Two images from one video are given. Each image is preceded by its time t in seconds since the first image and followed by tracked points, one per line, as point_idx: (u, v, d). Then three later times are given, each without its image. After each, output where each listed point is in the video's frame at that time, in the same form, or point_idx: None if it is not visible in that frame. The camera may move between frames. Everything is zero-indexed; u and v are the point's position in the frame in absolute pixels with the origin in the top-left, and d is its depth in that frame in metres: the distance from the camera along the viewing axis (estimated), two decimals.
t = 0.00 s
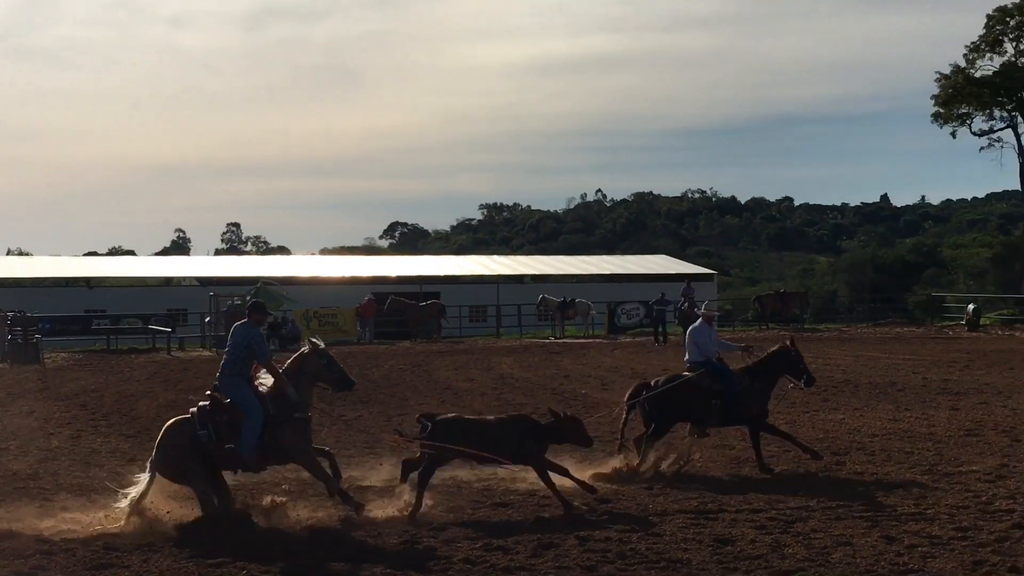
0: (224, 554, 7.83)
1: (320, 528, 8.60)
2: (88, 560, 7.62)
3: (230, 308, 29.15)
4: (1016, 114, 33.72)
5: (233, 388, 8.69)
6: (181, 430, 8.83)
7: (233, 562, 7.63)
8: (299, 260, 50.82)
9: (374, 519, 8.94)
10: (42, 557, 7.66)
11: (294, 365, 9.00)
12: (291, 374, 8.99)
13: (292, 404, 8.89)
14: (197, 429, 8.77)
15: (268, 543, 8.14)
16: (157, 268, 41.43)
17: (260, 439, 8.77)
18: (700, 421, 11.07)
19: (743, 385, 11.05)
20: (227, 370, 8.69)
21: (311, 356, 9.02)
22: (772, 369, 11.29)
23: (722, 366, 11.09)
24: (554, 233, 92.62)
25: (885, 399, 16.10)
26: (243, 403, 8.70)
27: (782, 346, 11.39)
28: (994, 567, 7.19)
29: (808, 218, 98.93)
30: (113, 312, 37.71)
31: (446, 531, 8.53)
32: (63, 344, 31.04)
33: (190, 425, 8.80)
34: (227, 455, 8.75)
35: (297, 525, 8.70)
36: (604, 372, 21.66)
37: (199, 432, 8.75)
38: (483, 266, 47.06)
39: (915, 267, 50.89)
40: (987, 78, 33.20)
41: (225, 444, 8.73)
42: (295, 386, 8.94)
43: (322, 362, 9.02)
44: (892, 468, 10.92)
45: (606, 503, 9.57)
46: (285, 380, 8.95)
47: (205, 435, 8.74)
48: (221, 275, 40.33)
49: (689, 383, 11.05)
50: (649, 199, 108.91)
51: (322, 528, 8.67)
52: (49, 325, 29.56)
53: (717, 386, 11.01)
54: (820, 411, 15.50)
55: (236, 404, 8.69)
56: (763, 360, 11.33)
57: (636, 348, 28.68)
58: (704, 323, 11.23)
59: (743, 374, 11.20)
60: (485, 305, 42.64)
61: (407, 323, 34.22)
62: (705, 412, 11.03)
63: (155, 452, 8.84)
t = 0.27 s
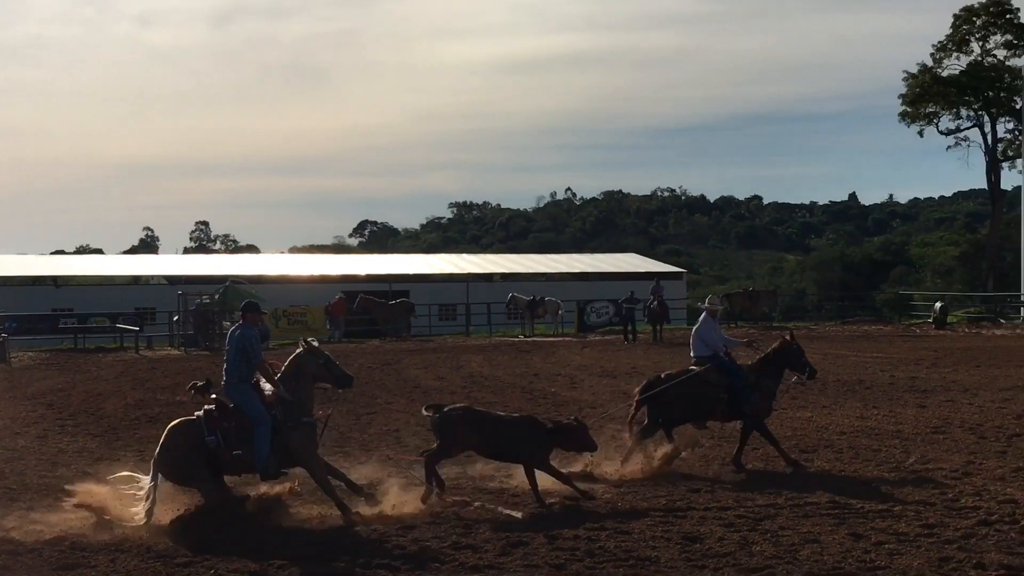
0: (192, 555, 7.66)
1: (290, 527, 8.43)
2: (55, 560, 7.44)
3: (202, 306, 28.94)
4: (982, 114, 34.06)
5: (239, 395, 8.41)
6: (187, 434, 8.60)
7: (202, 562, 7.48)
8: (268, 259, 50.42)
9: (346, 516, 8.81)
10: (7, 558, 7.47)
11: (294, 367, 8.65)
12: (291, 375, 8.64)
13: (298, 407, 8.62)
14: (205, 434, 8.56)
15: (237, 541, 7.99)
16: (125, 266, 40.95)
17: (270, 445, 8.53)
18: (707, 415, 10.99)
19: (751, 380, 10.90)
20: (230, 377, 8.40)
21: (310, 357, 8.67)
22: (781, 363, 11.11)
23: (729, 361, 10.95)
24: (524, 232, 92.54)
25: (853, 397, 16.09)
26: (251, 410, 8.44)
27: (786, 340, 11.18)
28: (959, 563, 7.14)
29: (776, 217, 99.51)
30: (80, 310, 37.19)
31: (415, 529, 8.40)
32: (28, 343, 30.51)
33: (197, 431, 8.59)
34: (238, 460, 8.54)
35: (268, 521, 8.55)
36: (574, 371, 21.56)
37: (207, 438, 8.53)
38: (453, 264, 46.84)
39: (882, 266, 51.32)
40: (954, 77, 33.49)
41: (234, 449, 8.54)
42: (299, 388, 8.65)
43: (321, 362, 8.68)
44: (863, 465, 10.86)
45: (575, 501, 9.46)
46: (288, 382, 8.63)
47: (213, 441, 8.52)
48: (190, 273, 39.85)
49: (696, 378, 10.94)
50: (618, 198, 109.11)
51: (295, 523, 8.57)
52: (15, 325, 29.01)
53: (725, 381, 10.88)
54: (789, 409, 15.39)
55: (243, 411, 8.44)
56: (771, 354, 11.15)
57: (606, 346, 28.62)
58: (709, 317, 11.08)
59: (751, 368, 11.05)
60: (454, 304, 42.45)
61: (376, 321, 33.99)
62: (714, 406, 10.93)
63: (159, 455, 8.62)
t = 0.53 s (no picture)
0: (164, 554, 7.50)
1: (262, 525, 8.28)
2: (23, 560, 7.25)
3: (170, 305, 28.65)
4: (949, 113, 34.36)
5: (244, 398, 8.10)
6: (190, 438, 8.27)
7: (170, 561, 7.32)
8: (237, 258, 49.95)
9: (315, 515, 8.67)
10: None
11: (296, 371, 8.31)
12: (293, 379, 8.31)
13: (300, 411, 8.31)
14: (209, 438, 8.24)
15: (207, 542, 7.83)
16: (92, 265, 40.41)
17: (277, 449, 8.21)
18: (714, 409, 10.87)
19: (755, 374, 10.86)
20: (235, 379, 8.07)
21: (310, 361, 8.32)
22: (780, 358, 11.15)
23: (736, 354, 10.86)
24: (495, 230, 92.42)
25: (821, 395, 16.09)
26: (258, 415, 8.13)
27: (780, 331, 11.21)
28: (927, 560, 7.10)
29: (745, 216, 100.03)
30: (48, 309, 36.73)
31: (384, 527, 8.27)
32: None
33: (200, 434, 8.27)
34: (241, 466, 8.22)
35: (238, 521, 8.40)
36: (544, 369, 21.44)
37: (211, 442, 8.22)
38: (424, 263, 46.67)
39: (851, 265, 51.69)
40: (922, 77, 33.75)
41: (238, 454, 8.21)
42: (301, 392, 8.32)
43: (320, 369, 8.34)
44: (833, 463, 10.84)
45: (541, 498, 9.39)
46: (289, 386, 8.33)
47: (218, 444, 8.21)
48: (158, 271, 39.36)
49: (702, 371, 10.86)
50: (589, 196, 109.31)
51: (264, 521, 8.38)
52: None
53: (731, 375, 10.79)
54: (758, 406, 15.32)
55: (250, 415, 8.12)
56: (769, 348, 11.18)
57: (576, 345, 28.54)
58: (714, 310, 11.03)
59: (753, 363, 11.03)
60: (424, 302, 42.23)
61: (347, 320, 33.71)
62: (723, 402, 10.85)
63: (159, 459, 8.29)
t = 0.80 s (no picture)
0: (134, 552, 7.36)
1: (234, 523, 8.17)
2: None
3: (140, 303, 28.23)
4: (918, 112, 34.61)
5: (244, 394, 7.94)
6: (185, 436, 7.97)
7: (140, 561, 7.16)
8: (206, 256, 49.45)
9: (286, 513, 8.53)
10: None
11: (298, 369, 8.33)
12: (296, 377, 8.32)
13: (296, 410, 8.25)
14: (205, 437, 7.95)
15: (177, 540, 7.66)
16: (61, 264, 39.88)
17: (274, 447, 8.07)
18: (724, 403, 10.68)
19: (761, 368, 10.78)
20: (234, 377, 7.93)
21: (317, 360, 8.38)
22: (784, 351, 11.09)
23: (742, 348, 10.81)
24: (466, 229, 92.23)
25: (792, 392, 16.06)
26: (256, 411, 7.99)
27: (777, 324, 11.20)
28: (896, 558, 7.06)
29: (717, 215, 100.43)
30: (15, 308, 36.24)
31: (357, 526, 8.14)
32: None
33: (196, 433, 7.95)
34: (239, 464, 7.99)
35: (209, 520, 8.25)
36: (516, 368, 21.35)
37: (209, 441, 7.93)
38: (395, 261, 46.42)
39: (820, 263, 52.02)
40: (891, 76, 33.98)
41: (236, 452, 7.98)
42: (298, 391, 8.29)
43: (326, 368, 8.40)
44: (806, 460, 10.82)
45: (514, 496, 9.30)
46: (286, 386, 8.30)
47: (216, 443, 7.93)
48: (127, 269, 38.90)
49: (709, 363, 10.73)
50: (560, 195, 109.34)
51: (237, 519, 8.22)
52: None
53: (738, 368, 10.70)
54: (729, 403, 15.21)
55: (248, 412, 7.96)
56: (770, 340, 11.11)
57: (548, 343, 28.46)
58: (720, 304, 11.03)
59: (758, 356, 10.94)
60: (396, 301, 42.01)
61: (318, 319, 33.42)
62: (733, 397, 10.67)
63: (154, 460, 7.94)
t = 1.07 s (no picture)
0: (103, 552, 7.22)
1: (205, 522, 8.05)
2: None
3: (112, 302, 27.86)
4: (890, 112, 34.82)
5: (237, 385, 7.94)
6: (178, 429, 7.83)
7: (112, 560, 7.03)
8: (177, 255, 48.95)
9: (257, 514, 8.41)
10: None
11: (291, 364, 8.50)
12: (288, 371, 8.49)
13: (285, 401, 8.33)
14: (198, 429, 7.83)
15: (149, 539, 7.52)
16: (30, 262, 39.34)
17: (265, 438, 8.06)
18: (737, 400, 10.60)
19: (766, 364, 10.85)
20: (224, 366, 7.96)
21: (313, 355, 8.60)
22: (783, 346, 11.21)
23: (747, 345, 10.85)
24: (440, 228, 91.96)
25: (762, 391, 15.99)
26: (247, 399, 7.97)
27: (777, 318, 11.33)
28: (868, 555, 7.03)
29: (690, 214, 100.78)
30: None
31: (329, 526, 8.03)
32: None
33: (190, 425, 7.82)
34: (233, 456, 7.90)
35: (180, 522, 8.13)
36: (490, 367, 21.25)
37: (204, 432, 7.81)
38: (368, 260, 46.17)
39: (793, 262, 52.25)
40: (863, 75, 34.20)
41: (229, 444, 7.89)
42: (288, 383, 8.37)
43: (323, 364, 8.62)
44: (778, 458, 10.78)
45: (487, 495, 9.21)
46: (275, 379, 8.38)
47: (210, 434, 7.83)
48: (97, 267, 38.41)
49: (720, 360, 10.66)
50: (534, 194, 109.33)
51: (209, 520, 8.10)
52: None
53: (745, 364, 10.74)
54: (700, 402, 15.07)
55: (238, 401, 7.92)
56: (771, 334, 11.21)
57: (521, 342, 28.36)
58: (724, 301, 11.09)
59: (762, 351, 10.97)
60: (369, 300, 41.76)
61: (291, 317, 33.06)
62: (743, 394, 10.65)
63: (148, 454, 7.74)
